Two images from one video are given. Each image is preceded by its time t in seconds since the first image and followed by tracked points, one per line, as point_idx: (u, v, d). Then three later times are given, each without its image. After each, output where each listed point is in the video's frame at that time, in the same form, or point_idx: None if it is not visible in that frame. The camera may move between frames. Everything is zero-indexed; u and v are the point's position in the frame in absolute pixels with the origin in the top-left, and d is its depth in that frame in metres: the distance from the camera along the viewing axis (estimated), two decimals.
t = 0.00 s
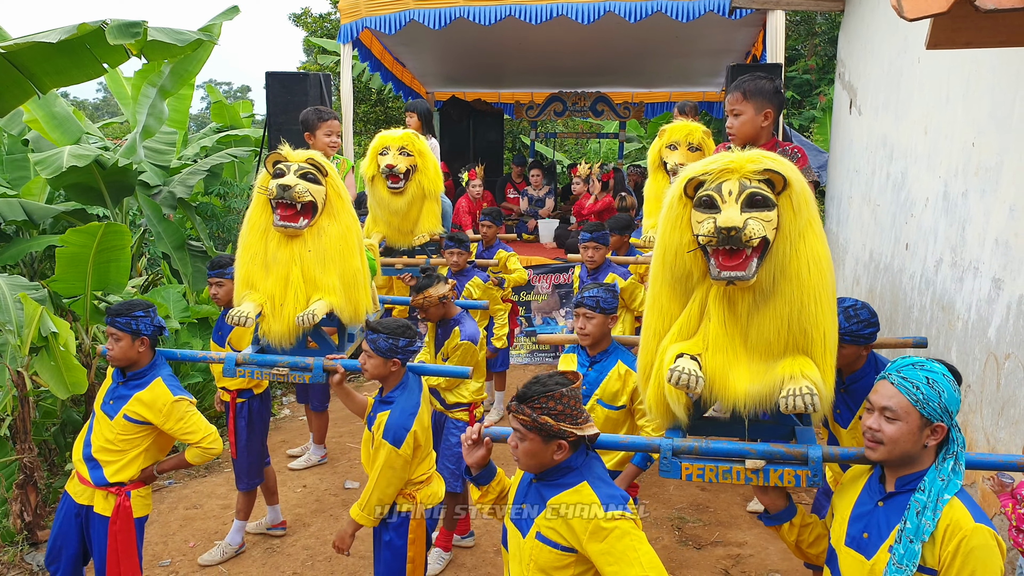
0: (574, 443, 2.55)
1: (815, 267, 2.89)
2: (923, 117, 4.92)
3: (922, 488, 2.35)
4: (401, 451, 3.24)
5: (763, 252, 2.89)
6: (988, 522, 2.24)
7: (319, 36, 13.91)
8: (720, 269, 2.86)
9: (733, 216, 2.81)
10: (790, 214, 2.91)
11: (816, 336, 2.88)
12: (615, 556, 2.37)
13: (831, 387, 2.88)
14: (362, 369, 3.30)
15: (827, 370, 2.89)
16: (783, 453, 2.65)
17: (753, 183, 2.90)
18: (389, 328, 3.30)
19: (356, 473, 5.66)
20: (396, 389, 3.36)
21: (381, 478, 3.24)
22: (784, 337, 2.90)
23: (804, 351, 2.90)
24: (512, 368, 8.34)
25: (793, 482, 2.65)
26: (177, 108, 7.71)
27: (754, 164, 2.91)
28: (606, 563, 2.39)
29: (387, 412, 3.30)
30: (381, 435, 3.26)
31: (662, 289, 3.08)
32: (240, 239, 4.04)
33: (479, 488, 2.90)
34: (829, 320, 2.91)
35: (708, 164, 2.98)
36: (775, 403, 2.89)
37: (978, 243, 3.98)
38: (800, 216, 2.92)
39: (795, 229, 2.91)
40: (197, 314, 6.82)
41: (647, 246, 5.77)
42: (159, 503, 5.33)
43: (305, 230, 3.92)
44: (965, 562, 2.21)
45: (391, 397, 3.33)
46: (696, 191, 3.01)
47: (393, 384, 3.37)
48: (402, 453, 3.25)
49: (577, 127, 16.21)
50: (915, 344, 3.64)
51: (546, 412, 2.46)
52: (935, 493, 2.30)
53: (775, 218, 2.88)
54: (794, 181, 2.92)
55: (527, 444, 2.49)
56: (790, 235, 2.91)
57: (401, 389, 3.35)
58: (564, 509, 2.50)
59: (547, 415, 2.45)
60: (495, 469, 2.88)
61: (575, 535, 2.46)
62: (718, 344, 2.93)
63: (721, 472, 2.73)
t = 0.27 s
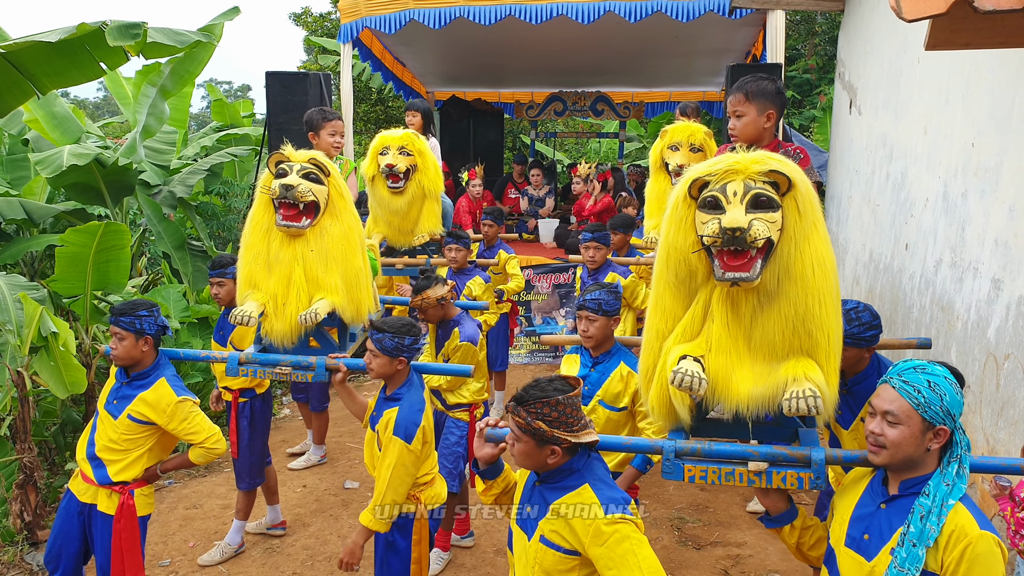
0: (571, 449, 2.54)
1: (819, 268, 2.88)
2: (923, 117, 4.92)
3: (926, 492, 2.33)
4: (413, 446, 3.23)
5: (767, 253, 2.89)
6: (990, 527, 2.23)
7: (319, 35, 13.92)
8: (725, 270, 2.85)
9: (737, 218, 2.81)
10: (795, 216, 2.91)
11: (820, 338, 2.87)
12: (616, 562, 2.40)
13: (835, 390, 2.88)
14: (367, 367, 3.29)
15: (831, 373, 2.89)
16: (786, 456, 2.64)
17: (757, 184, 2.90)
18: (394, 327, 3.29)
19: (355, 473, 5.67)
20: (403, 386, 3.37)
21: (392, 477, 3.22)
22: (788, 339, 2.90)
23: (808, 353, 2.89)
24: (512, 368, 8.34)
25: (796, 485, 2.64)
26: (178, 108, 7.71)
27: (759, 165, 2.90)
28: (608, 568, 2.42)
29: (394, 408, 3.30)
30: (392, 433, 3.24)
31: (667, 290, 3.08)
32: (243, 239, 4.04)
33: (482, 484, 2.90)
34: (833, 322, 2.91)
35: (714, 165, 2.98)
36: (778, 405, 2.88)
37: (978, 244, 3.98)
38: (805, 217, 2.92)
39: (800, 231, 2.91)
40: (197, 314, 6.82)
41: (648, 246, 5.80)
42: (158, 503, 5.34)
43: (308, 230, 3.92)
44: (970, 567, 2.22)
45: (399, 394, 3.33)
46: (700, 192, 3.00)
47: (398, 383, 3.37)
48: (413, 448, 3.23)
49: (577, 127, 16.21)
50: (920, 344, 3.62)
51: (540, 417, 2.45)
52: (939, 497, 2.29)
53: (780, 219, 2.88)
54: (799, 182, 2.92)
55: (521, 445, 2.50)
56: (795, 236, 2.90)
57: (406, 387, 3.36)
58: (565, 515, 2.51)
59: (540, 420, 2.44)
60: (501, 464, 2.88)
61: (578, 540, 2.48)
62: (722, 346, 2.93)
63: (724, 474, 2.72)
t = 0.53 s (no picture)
0: (568, 438, 2.55)
1: (809, 266, 2.88)
2: (921, 118, 4.92)
3: (908, 493, 2.32)
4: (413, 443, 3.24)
5: (758, 252, 2.89)
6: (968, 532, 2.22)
7: (318, 35, 13.91)
8: (716, 268, 2.86)
9: (728, 217, 2.81)
10: (785, 216, 2.91)
11: (810, 335, 2.87)
12: (624, 545, 2.39)
13: (825, 386, 2.88)
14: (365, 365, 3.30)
15: (821, 370, 2.88)
16: (773, 449, 2.66)
17: (749, 184, 2.90)
18: (392, 327, 3.32)
19: (352, 474, 5.67)
20: (399, 384, 3.38)
21: (398, 475, 3.21)
22: (778, 336, 2.90)
23: (799, 350, 2.89)
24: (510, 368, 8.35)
25: (783, 479, 2.66)
26: (176, 108, 7.72)
27: (751, 166, 2.91)
28: (615, 551, 2.40)
29: (390, 407, 3.30)
30: (390, 430, 3.24)
31: (661, 288, 3.09)
32: (241, 239, 4.04)
33: (474, 474, 2.92)
34: (823, 320, 2.90)
35: (706, 165, 2.99)
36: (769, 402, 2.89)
37: (975, 245, 3.98)
38: (795, 218, 2.92)
39: (790, 231, 2.91)
40: (194, 315, 6.82)
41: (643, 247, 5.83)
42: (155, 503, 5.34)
43: (305, 231, 3.92)
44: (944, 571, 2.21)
45: (395, 393, 3.34)
46: (694, 192, 3.01)
47: (393, 383, 3.38)
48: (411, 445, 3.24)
49: (576, 126, 16.21)
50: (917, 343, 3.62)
51: (539, 404, 2.46)
52: (920, 499, 2.28)
53: (771, 219, 2.88)
54: (790, 183, 2.92)
55: (519, 433, 2.51)
56: (785, 236, 2.91)
57: (403, 386, 3.37)
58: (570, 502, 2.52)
59: (539, 406, 2.46)
60: (494, 455, 2.90)
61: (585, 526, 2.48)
62: (714, 342, 2.94)
63: (713, 467, 2.74)
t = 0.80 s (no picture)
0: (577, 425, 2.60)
1: (794, 262, 2.89)
2: (920, 119, 4.93)
3: (886, 479, 2.37)
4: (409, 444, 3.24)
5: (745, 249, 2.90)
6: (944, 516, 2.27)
7: (319, 35, 13.89)
8: (704, 266, 2.87)
9: (713, 216, 2.82)
10: (770, 215, 2.92)
11: (797, 328, 2.88)
12: (637, 524, 2.47)
13: (813, 377, 2.88)
14: (361, 364, 3.33)
15: (809, 361, 2.89)
16: (762, 439, 2.68)
17: (735, 184, 2.91)
18: (390, 326, 3.35)
19: (352, 474, 5.67)
20: (393, 387, 3.37)
21: (395, 476, 3.22)
22: (766, 329, 2.90)
23: (787, 342, 2.90)
24: (511, 369, 8.35)
25: (772, 466, 2.69)
26: (176, 108, 7.72)
27: (735, 166, 2.92)
28: (627, 531, 2.48)
29: (385, 410, 3.29)
30: (386, 433, 3.24)
31: (654, 284, 3.11)
32: (240, 240, 4.06)
33: (471, 456, 2.95)
34: (809, 313, 2.91)
35: (694, 166, 3.00)
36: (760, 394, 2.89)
37: (974, 246, 3.99)
38: (780, 216, 2.93)
39: (775, 228, 2.92)
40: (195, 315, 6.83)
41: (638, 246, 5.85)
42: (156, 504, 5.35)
43: (301, 233, 3.93)
44: (918, 553, 2.26)
45: (389, 394, 3.33)
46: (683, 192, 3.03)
47: (388, 384, 3.37)
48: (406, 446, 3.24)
49: (577, 127, 16.21)
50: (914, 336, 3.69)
51: (548, 405, 2.48)
52: (897, 484, 2.33)
53: (756, 217, 2.89)
54: (774, 182, 2.93)
55: (535, 436, 2.53)
56: (770, 233, 2.92)
57: (397, 388, 3.36)
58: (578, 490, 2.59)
59: (548, 408, 2.48)
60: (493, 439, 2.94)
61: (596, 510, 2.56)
62: (705, 336, 2.95)
63: (705, 455, 2.80)
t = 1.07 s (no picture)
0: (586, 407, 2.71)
1: (788, 258, 2.89)
2: (922, 119, 4.92)
3: (869, 468, 2.37)
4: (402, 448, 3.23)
5: (741, 245, 2.90)
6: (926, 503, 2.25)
7: (319, 35, 13.89)
8: (700, 261, 2.87)
9: (709, 214, 2.83)
10: (765, 213, 2.92)
11: (790, 321, 2.87)
12: (650, 499, 2.64)
13: (806, 370, 2.87)
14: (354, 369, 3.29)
15: (802, 355, 2.88)
16: (755, 428, 2.71)
17: (731, 184, 2.92)
18: (382, 330, 3.32)
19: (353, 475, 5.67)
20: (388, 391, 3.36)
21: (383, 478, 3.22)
22: (760, 323, 2.89)
23: (781, 336, 2.89)
24: (511, 369, 8.34)
25: (764, 455, 2.70)
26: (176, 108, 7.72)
27: (731, 166, 2.92)
28: (639, 505, 2.65)
29: (382, 414, 3.29)
30: (382, 437, 3.23)
31: (652, 281, 3.11)
32: (241, 238, 4.07)
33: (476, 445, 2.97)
34: (803, 309, 2.91)
35: (693, 167, 3.02)
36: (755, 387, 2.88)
37: (976, 246, 3.98)
38: (774, 215, 2.93)
39: (770, 226, 2.92)
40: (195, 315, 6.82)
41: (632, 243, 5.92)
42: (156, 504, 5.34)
43: (300, 232, 3.92)
44: (900, 541, 2.25)
45: (386, 399, 3.32)
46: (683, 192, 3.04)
47: (383, 388, 3.36)
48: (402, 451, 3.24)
49: (578, 126, 16.20)
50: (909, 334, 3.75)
51: (569, 407, 2.55)
52: (879, 472, 2.33)
53: (752, 215, 2.89)
54: (770, 182, 2.93)
55: (568, 437, 2.61)
56: (765, 231, 2.92)
57: (393, 391, 3.35)
58: (588, 477, 2.68)
59: (571, 409, 2.55)
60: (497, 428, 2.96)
61: (607, 492, 2.68)
62: (701, 330, 2.94)
63: (699, 445, 2.79)
